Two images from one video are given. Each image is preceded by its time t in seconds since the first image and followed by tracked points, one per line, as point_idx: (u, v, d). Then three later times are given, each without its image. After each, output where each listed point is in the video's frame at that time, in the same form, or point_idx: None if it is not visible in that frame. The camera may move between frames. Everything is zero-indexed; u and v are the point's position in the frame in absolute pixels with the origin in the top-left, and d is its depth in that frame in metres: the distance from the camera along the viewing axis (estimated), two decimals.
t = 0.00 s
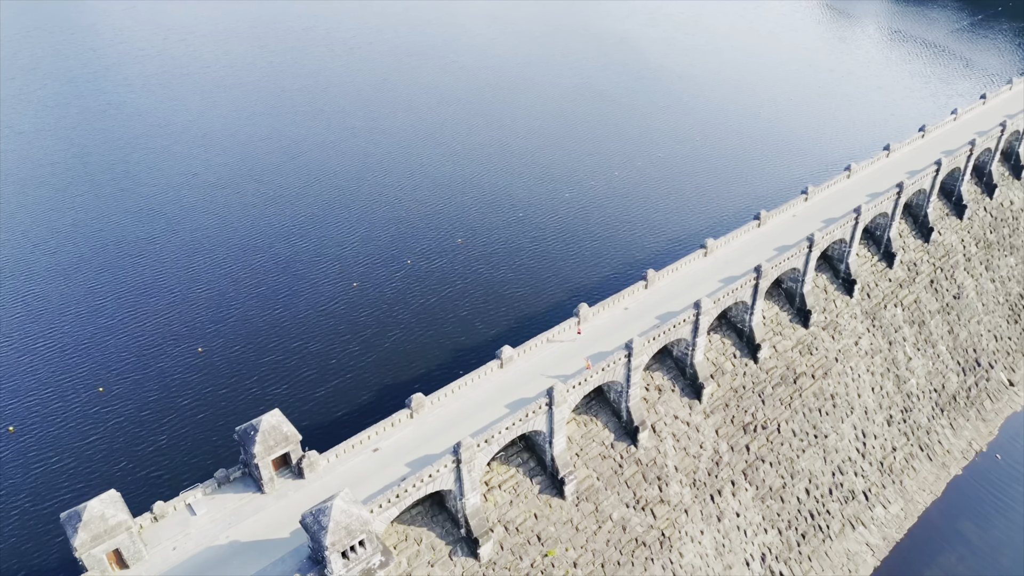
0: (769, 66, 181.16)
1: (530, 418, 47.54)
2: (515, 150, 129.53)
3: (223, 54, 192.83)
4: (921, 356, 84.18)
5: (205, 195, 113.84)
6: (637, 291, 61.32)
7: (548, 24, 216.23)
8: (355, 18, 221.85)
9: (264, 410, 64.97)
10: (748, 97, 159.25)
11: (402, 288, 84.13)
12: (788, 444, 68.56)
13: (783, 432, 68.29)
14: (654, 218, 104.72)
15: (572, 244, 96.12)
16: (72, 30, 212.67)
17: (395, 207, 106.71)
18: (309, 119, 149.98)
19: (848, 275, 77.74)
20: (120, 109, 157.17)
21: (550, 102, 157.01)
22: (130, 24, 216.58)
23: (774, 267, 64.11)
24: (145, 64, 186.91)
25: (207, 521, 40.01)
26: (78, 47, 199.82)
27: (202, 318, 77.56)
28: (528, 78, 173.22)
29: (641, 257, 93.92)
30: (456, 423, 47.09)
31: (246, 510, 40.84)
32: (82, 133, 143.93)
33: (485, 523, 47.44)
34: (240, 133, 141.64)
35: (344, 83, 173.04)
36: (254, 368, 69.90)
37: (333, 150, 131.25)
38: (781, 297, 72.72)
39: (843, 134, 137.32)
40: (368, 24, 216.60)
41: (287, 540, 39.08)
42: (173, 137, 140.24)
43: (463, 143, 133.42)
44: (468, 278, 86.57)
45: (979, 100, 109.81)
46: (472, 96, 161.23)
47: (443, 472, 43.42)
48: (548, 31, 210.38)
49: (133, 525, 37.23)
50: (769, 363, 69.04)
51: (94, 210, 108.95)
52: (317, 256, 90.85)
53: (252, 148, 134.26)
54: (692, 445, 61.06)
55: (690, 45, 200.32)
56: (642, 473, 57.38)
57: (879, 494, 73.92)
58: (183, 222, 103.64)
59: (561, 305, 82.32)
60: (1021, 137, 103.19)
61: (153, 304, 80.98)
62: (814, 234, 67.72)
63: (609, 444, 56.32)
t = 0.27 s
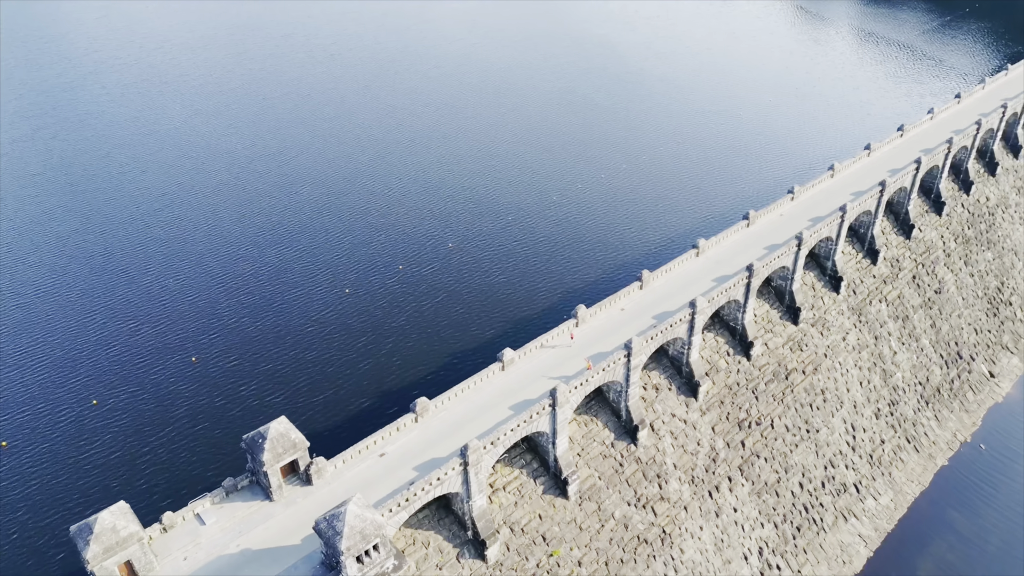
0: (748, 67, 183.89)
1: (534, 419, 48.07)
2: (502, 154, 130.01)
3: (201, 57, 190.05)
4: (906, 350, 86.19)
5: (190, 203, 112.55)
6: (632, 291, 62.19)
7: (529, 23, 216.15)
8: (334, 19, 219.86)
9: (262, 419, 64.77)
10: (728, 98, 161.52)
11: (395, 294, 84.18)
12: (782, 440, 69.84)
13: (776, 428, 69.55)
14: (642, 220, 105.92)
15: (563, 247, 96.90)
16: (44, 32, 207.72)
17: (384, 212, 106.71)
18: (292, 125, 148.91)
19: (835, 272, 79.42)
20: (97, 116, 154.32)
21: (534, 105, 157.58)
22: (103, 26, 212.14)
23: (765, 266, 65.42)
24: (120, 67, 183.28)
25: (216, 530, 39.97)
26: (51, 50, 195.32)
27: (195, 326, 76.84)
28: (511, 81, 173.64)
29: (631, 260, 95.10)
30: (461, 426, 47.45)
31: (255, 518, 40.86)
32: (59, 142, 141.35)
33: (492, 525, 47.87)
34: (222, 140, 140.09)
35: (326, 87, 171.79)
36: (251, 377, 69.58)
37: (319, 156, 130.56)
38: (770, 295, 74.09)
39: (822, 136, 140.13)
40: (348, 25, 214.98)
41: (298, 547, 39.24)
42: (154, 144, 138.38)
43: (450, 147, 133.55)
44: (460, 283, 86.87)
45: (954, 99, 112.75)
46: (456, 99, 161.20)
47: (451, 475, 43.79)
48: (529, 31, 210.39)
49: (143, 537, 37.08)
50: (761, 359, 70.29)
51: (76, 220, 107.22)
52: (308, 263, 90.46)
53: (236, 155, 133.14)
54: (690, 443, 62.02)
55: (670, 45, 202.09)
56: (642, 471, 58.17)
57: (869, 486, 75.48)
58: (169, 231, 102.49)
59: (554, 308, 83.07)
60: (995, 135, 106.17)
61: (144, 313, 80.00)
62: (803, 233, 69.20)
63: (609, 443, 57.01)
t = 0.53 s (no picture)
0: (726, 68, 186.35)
1: (538, 420, 48.63)
2: (488, 157, 130.23)
3: (177, 55, 186.32)
4: (891, 344, 88.10)
5: (173, 207, 110.82)
6: (628, 292, 63.02)
7: (509, 17, 214.76)
8: (312, 15, 216.82)
9: (262, 428, 64.64)
10: (708, 99, 163.56)
11: (388, 299, 84.19)
12: (775, 435, 71.10)
13: (769, 423, 70.78)
14: (629, 222, 107.03)
15: (553, 251, 97.61)
16: (11, 32, 202.20)
17: (372, 215, 106.39)
18: (274, 124, 146.92)
19: (822, 270, 81.05)
20: (72, 118, 150.87)
21: (517, 104, 157.51)
22: (73, 24, 207.30)
23: (756, 265, 66.65)
24: (93, 66, 179.15)
25: (227, 539, 39.98)
26: (19, 49, 189.97)
27: (187, 334, 76.18)
28: (494, 79, 173.24)
29: (621, 262, 96.16)
30: (466, 429, 47.87)
31: (266, 525, 40.92)
32: (34, 146, 138.09)
33: (499, 526, 48.29)
34: (202, 140, 137.78)
35: (306, 84, 169.51)
36: (247, 386, 69.28)
37: (303, 158, 129.32)
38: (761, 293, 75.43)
39: (802, 137, 142.66)
40: (326, 22, 212.27)
41: (310, 553, 39.43)
42: (133, 145, 135.87)
43: (435, 149, 133.31)
44: (453, 287, 87.15)
45: (930, 99, 115.47)
46: (439, 98, 160.53)
47: (459, 477, 44.18)
48: (509, 25, 209.36)
49: (155, 547, 36.99)
50: (754, 357, 71.55)
51: (57, 229, 105.24)
52: (299, 268, 89.97)
53: (217, 154, 131.04)
54: (687, 440, 62.97)
55: (649, 41, 203.23)
56: (642, 469, 58.97)
57: (860, 479, 77.04)
58: (155, 240, 101.27)
59: (547, 310, 83.73)
60: (971, 133, 109.00)
61: (134, 321, 78.91)
62: (791, 232, 70.60)
63: (610, 442, 57.71)
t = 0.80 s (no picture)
0: (706, 70, 188.67)
1: (543, 421, 49.18)
2: (475, 160, 130.48)
3: (154, 61, 183.56)
4: (877, 339, 90.01)
5: (158, 215, 109.41)
6: (624, 292, 63.85)
7: (490, 21, 215.16)
8: (291, 19, 215.03)
9: (262, 437, 64.44)
10: (690, 101, 165.59)
11: (382, 304, 84.25)
12: (769, 430, 72.33)
13: (763, 419, 72.02)
14: (618, 225, 108.07)
15: (544, 253, 98.27)
16: None
17: (362, 220, 106.15)
18: (257, 129, 145.48)
19: (809, 267, 82.65)
20: (49, 126, 148.09)
21: (501, 107, 157.85)
22: (46, 30, 203.50)
23: (748, 263, 67.88)
24: (69, 74, 175.87)
25: (239, 546, 40.00)
26: None
27: (180, 343, 75.62)
28: (477, 82, 173.48)
29: (612, 265, 97.11)
30: (472, 431, 48.27)
31: (277, 531, 40.98)
32: (11, 155, 135.28)
33: (506, 527, 48.73)
34: (184, 145, 135.92)
35: (288, 89, 168.21)
36: (244, 394, 68.98)
37: (288, 162, 128.23)
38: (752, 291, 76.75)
39: (783, 138, 144.99)
40: (306, 26, 210.80)
41: (323, 558, 39.59)
42: (114, 149, 133.61)
43: (422, 153, 133.22)
44: (447, 292, 87.41)
45: (908, 98, 118.21)
46: (423, 102, 160.40)
47: (467, 479, 44.56)
48: (491, 28, 209.55)
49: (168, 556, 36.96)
50: (746, 354, 72.79)
51: (40, 241, 103.52)
52: (291, 274, 89.60)
53: (201, 159, 129.71)
54: (685, 437, 63.92)
55: (629, 43, 204.93)
56: (642, 467, 59.76)
57: (851, 471, 78.56)
58: (141, 249, 99.95)
59: (540, 313, 84.38)
60: (947, 132, 111.79)
61: (126, 331, 78.00)
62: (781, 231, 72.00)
63: (610, 441, 58.43)
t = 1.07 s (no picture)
0: (686, 73, 190.71)
1: (547, 421, 49.74)
2: (461, 165, 130.64)
3: (131, 68, 180.71)
4: (863, 334, 91.90)
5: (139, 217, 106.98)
6: (619, 293, 64.69)
7: (470, 26, 215.41)
8: (270, 27, 213.28)
9: (262, 445, 64.29)
10: (671, 103, 167.61)
11: (376, 309, 84.26)
12: (762, 426, 73.58)
13: (756, 415, 73.27)
14: (607, 227, 109.08)
15: (534, 256, 98.91)
16: None
17: (351, 226, 105.82)
18: (239, 136, 143.92)
19: (797, 265, 84.24)
20: (25, 137, 145.29)
21: (485, 111, 158.20)
22: (18, 39, 199.61)
23: (740, 262, 69.11)
24: (43, 83, 172.61)
25: (251, 554, 40.06)
26: None
27: (174, 352, 75.13)
28: (460, 86, 173.57)
29: (602, 266, 97.97)
30: (477, 433, 48.67)
31: (288, 538, 41.10)
32: None
33: (512, 528, 49.19)
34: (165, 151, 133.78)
35: (269, 96, 166.87)
36: (241, 403, 68.75)
37: (272, 168, 127.08)
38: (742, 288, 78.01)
39: (765, 140, 147.28)
40: (285, 32, 209.17)
41: (336, 562, 39.80)
42: (92, 155, 131.47)
43: (408, 158, 133.06)
44: (440, 296, 87.61)
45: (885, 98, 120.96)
46: (406, 107, 160.12)
47: (475, 480, 44.96)
48: (471, 33, 209.72)
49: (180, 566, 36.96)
50: (739, 351, 74.02)
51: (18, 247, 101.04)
52: (282, 281, 89.20)
53: (182, 165, 128.18)
54: (682, 435, 64.87)
55: (609, 46, 206.59)
56: (642, 465, 60.59)
57: (842, 465, 80.10)
58: (122, 249, 97.50)
59: (534, 315, 85.00)
60: (925, 130, 114.52)
61: (117, 341, 77.19)
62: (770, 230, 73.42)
63: (611, 440, 59.16)
